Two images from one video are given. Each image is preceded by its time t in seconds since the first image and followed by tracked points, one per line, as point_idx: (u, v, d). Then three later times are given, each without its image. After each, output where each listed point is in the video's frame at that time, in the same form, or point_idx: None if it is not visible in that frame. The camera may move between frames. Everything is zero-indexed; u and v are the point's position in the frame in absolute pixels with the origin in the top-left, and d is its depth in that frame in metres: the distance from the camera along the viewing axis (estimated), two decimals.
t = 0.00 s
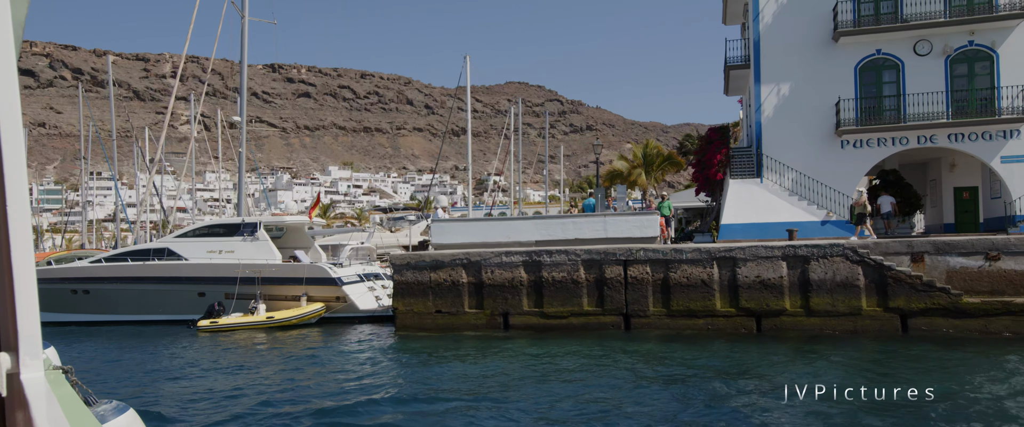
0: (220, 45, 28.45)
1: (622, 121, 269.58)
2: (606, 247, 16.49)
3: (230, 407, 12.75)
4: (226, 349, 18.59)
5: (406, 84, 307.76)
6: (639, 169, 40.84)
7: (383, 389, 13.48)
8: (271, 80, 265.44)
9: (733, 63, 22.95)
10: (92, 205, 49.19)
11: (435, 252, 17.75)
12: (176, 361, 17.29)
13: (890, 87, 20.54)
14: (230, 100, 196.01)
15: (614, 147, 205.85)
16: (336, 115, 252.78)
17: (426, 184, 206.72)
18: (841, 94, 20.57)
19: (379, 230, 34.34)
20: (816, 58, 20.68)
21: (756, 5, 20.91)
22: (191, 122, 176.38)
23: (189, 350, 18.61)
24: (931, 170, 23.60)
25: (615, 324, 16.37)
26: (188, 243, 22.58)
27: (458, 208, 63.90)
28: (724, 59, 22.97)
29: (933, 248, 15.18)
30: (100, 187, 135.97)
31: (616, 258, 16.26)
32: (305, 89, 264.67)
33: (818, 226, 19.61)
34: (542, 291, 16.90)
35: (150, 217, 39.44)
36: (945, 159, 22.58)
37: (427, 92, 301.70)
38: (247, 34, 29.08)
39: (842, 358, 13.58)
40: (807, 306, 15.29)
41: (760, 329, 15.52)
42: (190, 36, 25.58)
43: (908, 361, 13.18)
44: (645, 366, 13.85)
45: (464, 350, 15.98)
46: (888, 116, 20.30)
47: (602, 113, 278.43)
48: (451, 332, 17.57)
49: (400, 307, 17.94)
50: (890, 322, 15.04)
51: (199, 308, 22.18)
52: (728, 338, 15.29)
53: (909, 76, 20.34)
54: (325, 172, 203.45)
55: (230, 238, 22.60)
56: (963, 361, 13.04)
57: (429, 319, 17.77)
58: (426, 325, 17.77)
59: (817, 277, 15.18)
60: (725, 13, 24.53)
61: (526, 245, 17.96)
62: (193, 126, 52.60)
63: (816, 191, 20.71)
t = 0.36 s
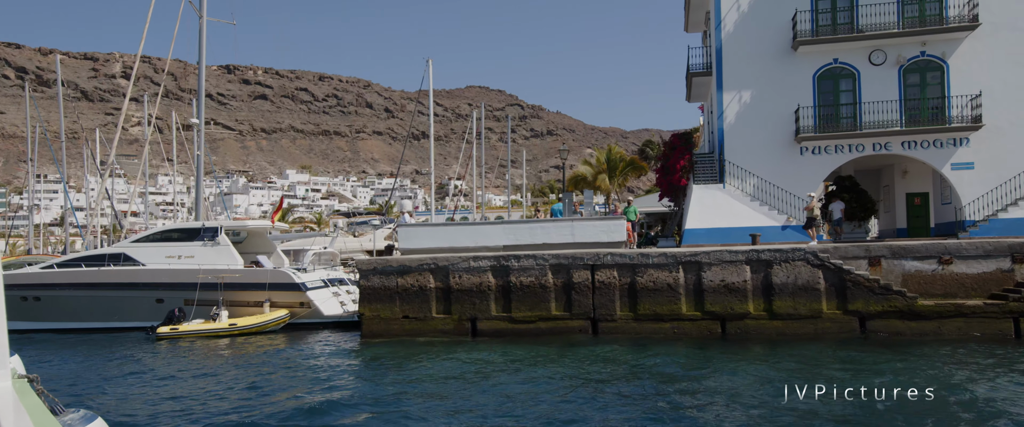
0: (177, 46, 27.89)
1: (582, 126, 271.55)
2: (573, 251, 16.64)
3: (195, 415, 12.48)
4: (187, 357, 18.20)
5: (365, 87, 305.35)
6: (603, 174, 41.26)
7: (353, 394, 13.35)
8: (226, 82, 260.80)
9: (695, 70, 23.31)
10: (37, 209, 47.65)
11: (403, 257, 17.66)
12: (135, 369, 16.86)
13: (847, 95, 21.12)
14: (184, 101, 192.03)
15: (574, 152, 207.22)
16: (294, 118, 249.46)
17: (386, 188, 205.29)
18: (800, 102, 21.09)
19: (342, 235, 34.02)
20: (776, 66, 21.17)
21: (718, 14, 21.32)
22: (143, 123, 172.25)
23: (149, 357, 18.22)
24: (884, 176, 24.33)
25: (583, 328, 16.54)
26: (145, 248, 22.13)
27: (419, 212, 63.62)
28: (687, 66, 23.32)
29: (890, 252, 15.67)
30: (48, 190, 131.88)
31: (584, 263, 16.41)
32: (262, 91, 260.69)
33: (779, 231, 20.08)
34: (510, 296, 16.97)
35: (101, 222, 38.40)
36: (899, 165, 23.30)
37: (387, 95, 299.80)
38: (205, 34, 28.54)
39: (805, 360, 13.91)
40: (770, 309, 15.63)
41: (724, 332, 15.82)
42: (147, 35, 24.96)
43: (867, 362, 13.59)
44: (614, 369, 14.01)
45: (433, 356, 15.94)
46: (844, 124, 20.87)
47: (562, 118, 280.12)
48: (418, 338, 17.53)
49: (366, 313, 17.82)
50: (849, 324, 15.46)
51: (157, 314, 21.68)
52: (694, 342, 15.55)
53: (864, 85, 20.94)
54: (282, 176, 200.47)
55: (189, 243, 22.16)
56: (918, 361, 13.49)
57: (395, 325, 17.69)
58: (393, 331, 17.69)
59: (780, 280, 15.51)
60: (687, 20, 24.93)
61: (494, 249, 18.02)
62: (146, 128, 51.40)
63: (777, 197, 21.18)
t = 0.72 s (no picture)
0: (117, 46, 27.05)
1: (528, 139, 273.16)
2: (524, 265, 16.79)
3: None
4: (124, 369, 17.61)
5: (310, 95, 300.99)
6: (553, 188, 41.68)
7: (298, 407, 13.16)
8: (164, 85, 253.59)
9: (643, 89, 23.79)
10: None
11: (351, 268, 17.53)
12: (68, 381, 16.23)
13: (787, 118, 21.88)
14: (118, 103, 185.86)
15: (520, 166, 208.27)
16: (234, 124, 243.99)
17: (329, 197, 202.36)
18: (743, 123, 21.77)
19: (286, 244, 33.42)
20: (721, 88, 21.84)
21: (667, 35, 21.90)
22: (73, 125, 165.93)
23: (82, 369, 17.55)
24: (820, 197, 25.24)
25: (532, 341, 16.67)
26: (76, 255, 21.35)
27: (365, 222, 62.96)
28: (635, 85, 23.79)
29: (826, 270, 16.36)
30: None
31: (534, 276, 16.58)
32: (202, 95, 254.34)
33: (723, 247, 20.65)
34: (460, 309, 16.99)
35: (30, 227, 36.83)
36: (834, 186, 24.18)
37: (332, 103, 296.15)
38: (146, 35, 27.75)
39: (746, 374, 14.32)
40: (714, 324, 16.03)
41: (670, 346, 16.15)
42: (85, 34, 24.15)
43: (804, 376, 14.11)
44: (561, 382, 14.19)
45: (382, 368, 15.83)
46: (785, 146, 21.61)
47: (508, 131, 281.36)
48: (365, 350, 17.38)
49: (311, 324, 17.60)
50: (789, 339, 15.95)
51: (87, 324, 20.85)
52: (641, 355, 15.84)
53: (803, 109, 21.75)
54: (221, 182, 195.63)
55: (124, 250, 21.50)
56: (851, 375, 14.06)
57: (342, 337, 17.50)
58: (340, 343, 17.50)
59: (724, 296, 15.94)
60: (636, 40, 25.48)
61: (445, 261, 17.99)
62: (79, 129, 49.61)
63: (721, 214, 21.79)
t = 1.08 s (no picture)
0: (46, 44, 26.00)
1: (470, 151, 273.21)
2: (470, 277, 16.84)
3: None
4: (48, 382, 16.83)
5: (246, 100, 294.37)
6: (498, 201, 41.84)
7: (236, 421, 12.82)
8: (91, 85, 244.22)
9: (589, 105, 24.17)
10: None
11: (292, 279, 17.27)
12: None
13: (727, 138, 22.54)
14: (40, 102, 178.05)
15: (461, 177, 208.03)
16: (166, 127, 236.52)
17: (265, 205, 197.89)
18: (686, 142, 22.36)
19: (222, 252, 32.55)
20: (664, 107, 22.40)
21: (613, 54, 22.38)
22: None
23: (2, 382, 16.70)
24: (756, 215, 26.06)
25: (477, 354, 16.67)
26: None
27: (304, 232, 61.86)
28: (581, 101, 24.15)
29: (763, 286, 16.89)
30: None
31: (481, 289, 16.65)
32: (132, 97, 245.86)
33: (665, 262, 21.05)
34: (404, 321, 16.87)
35: None
36: (768, 205, 25.02)
37: (270, 109, 290.25)
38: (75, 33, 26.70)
39: (687, 387, 14.64)
40: (657, 338, 16.35)
41: (614, 359, 16.40)
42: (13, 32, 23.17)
43: (740, 388, 14.53)
44: (504, 394, 14.25)
45: (323, 381, 15.58)
46: (724, 165, 22.25)
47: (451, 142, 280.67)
48: (306, 362, 17.08)
49: (249, 336, 17.24)
50: (727, 353, 16.36)
51: (9, 337, 20.00)
52: (585, 369, 16.02)
53: (742, 129, 22.46)
54: (149, 187, 189.05)
55: (49, 257, 20.51)
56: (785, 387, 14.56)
57: (281, 349, 17.18)
58: (279, 356, 17.17)
59: (666, 310, 16.29)
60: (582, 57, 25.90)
61: (389, 273, 17.86)
62: None
63: (664, 229, 22.26)
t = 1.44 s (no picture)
0: None
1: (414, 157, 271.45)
2: (421, 285, 16.79)
3: None
4: None
5: (182, 102, 286.15)
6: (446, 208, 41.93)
7: None
8: (14, 84, 233.70)
9: (538, 113, 24.40)
10: None
11: (237, 287, 16.92)
12: None
13: (673, 147, 23.06)
14: None
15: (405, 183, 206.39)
16: (95, 129, 227.97)
17: (201, 211, 192.53)
18: (633, 151, 22.79)
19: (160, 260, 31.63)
20: (613, 117, 22.80)
21: (563, 63, 22.67)
22: None
23: None
24: (699, 222, 26.71)
25: (428, 362, 16.61)
26: None
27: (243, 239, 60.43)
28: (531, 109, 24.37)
29: (708, 292, 17.35)
30: None
31: (432, 296, 16.61)
32: (59, 97, 236.23)
33: (613, 269, 21.38)
34: (353, 329, 16.69)
35: None
36: (712, 213, 25.68)
37: (207, 112, 282.78)
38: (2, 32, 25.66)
39: (635, 390, 14.89)
40: (606, 343, 16.59)
41: (564, 365, 16.56)
42: None
43: (687, 390, 14.85)
44: (455, 400, 14.23)
45: (269, 391, 15.27)
46: (670, 173, 22.74)
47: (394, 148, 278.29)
48: (251, 372, 16.72)
49: (191, 346, 16.80)
50: (674, 357, 16.71)
51: None
52: (535, 375, 16.14)
53: (688, 139, 23.02)
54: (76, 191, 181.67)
55: None
56: (729, 389, 14.97)
57: (224, 359, 16.79)
58: (223, 366, 16.77)
59: (615, 316, 16.57)
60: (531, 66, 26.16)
61: (338, 280, 17.66)
62: None
63: (612, 237, 22.60)
